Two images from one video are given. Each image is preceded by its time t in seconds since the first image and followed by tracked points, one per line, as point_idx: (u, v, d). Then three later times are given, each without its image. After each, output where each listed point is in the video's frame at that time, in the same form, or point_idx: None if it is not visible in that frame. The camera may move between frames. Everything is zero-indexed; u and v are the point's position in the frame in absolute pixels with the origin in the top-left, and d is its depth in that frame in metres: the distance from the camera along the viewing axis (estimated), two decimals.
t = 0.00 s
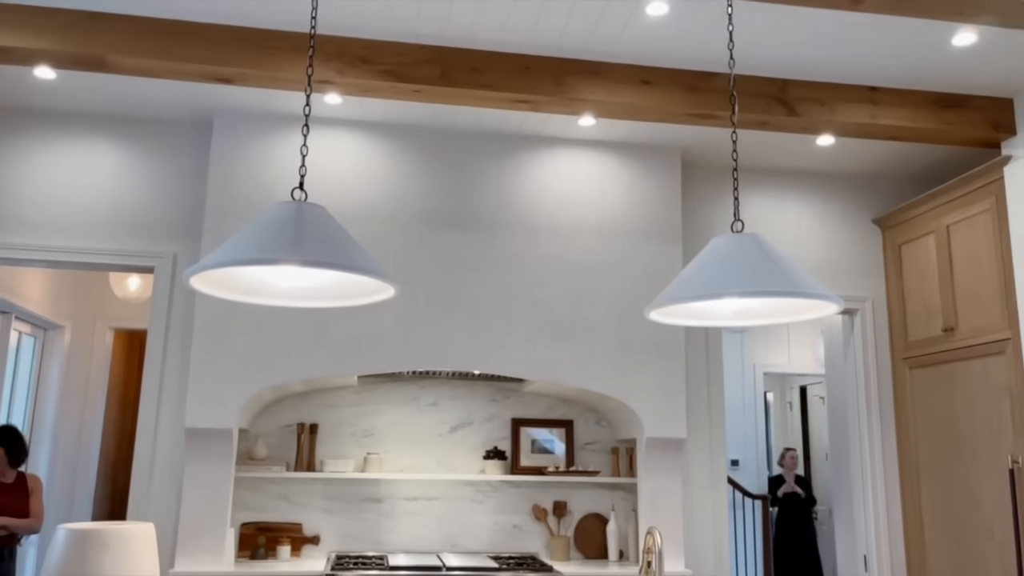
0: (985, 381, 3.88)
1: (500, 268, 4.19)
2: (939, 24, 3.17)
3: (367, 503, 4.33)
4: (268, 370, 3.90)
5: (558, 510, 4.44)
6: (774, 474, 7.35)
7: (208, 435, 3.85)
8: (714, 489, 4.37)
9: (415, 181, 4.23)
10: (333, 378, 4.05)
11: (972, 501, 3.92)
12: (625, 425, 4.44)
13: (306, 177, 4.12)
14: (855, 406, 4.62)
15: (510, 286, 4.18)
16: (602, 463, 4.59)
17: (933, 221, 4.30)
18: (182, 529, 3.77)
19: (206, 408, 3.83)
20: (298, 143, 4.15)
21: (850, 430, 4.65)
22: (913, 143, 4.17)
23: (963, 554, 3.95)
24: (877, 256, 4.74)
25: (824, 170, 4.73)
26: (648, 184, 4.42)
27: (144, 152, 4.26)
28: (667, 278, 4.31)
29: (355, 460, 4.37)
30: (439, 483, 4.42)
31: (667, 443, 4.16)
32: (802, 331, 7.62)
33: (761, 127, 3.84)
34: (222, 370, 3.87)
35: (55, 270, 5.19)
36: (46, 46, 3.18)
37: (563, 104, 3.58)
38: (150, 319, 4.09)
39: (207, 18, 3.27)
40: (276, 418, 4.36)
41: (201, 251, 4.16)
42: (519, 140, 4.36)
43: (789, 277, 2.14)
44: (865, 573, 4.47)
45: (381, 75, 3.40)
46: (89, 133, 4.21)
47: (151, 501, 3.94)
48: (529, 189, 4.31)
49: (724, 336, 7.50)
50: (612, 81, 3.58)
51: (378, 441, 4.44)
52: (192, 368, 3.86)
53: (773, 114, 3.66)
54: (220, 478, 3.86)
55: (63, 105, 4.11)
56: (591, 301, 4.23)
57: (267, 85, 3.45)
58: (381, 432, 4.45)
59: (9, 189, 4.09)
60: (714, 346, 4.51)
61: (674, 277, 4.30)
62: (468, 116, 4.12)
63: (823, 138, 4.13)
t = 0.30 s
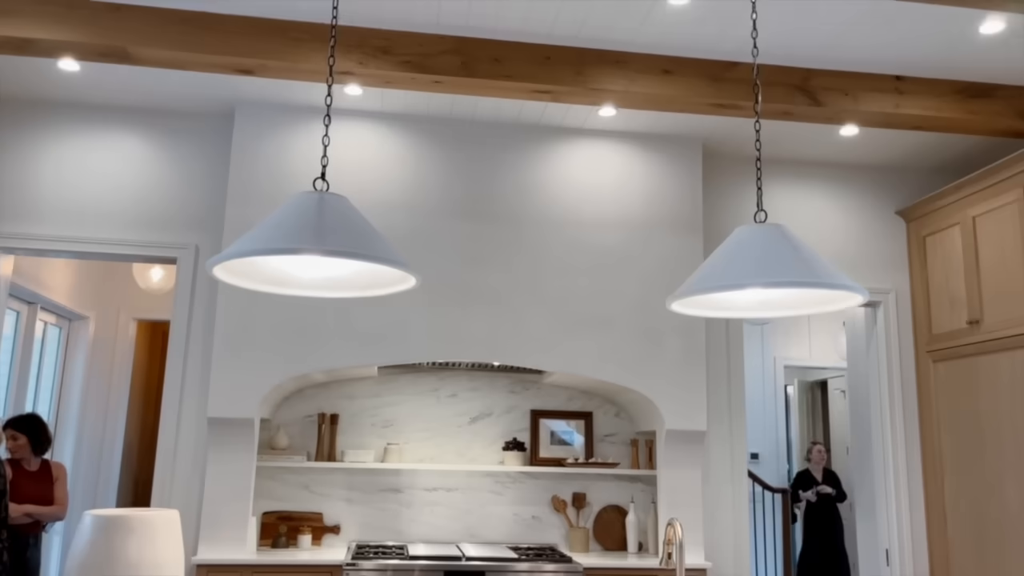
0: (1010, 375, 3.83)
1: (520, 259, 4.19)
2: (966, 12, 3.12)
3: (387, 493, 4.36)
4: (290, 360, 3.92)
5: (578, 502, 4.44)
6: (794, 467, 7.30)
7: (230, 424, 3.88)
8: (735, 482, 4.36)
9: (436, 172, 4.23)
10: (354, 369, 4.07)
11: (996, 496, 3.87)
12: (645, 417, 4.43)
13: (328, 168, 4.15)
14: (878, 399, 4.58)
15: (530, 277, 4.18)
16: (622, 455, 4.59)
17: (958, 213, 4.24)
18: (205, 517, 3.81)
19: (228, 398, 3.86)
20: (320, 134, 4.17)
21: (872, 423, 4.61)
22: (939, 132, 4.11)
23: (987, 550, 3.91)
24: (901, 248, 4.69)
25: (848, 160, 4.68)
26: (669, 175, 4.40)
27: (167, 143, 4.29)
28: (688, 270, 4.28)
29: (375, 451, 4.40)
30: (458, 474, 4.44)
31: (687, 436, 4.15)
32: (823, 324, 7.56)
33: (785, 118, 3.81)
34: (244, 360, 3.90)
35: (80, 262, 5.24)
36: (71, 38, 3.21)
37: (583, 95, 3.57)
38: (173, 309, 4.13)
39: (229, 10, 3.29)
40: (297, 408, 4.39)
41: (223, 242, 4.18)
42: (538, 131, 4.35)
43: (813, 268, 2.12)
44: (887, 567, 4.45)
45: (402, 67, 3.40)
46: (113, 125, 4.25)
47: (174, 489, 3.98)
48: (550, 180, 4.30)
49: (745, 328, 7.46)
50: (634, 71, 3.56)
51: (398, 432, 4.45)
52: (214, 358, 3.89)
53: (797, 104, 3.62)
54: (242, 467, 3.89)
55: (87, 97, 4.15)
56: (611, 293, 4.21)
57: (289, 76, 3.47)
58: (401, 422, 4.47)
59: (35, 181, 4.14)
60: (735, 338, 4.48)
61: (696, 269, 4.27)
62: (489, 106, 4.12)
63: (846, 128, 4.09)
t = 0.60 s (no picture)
0: None
1: (543, 244, 4.18)
2: None
3: (411, 476, 4.38)
4: (313, 344, 3.95)
5: (600, 487, 4.44)
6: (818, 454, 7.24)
7: (256, 407, 3.92)
8: (758, 468, 4.34)
9: (458, 156, 4.22)
10: (377, 353, 4.08)
11: None
12: (668, 403, 4.41)
13: (352, 150, 4.15)
14: (904, 386, 4.53)
15: (552, 262, 4.16)
16: (645, 441, 4.58)
17: (989, 196, 4.17)
18: (231, 498, 3.85)
19: (254, 381, 3.89)
20: (344, 118, 4.18)
21: (899, 409, 4.57)
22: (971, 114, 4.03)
23: (1014, 538, 3.87)
24: (929, 232, 4.63)
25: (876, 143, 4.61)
26: (693, 159, 4.36)
27: (192, 127, 4.31)
28: (712, 255, 4.25)
29: (399, 434, 4.42)
30: (481, 458, 4.45)
31: (710, 421, 4.13)
32: (848, 310, 7.47)
33: (812, 100, 3.75)
34: (269, 344, 3.93)
35: (102, 248, 5.25)
36: (97, 23, 3.23)
37: (607, 77, 3.54)
38: (199, 294, 4.16)
39: None
40: (321, 391, 4.42)
41: (247, 227, 4.21)
42: (561, 115, 4.33)
43: (842, 252, 2.08)
44: (913, 555, 4.42)
45: (425, 50, 3.39)
46: (139, 111, 4.28)
47: (202, 470, 4.04)
48: (573, 164, 4.28)
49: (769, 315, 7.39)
50: (659, 53, 3.52)
51: (421, 415, 4.48)
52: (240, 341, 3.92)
53: (824, 86, 3.57)
54: (268, 450, 3.93)
55: (112, 83, 4.18)
56: (634, 277, 4.19)
57: (313, 60, 3.47)
58: (424, 406, 4.49)
59: (63, 165, 4.18)
60: (760, 323, 4.45)
61: (720, 253, 4.24)
62: (512, 90, 4.10)
63: (874, 110, 4.02)
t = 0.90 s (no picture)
0: None
1: (569, 224, 4.16)
2: None
3: (438, 455, 4.41)
4: (341, 324, 3.97)
5: (626, 467, 4.44)
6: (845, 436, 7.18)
7: (285, 387, 3.96)
8: (786, 449, 4.31)
9: (484, 136, 4.21)
10: (404, 333, 4.10)
11: None
12: (694, 384, 4.39)
13: (380, 130, 4.15)
14: (935, 367, 4.48)
15: (579, 243, 4.15)
16: (671, 422, 4.56)
17: None
18: (261, 476, 3.91)
19: (282, 360, 3.93)
20: (371, 98, 4.18)
21: (929, 391, 4.51)
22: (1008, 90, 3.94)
23: None
24: (963, 212, 4.55)
25: (909, 121, 4.53)
26: (721, 137, 4.31)
27: (219, 108, 4.34)
28: (740, 235, 4.21)
29: (425, 414, 4.45)
30: (507, 438, 4.47)
31: (737, 402, 4.11)
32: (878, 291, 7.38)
33: (844, 77, 3.69)
34: (297, 324, 3.96)
35: (133, 229, 5.32)
36: (126, 4, 3.24)
37: (635, 55, 3.51)
38: (228, 274, 4.20)
39: None
40: (348, 371, 4.46)
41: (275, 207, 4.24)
42: (588, 94, 4.29)
43: (876, 231, 2.05)
44: (942, 537, 4.39)
45: (451, 29, 3.37)
46: (167, 92, 4.31)
47: (232, 447, 4.10)
48: (600, 144, 4.25)
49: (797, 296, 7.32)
50: (688, 30, 3.48)
51: (447, 395, 4.50)
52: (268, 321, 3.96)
53: (857, 62, 3.50)
54: (297, 428, 3.97)
55: (140, 64, 4.21)
56: (661, 258, 4.17)
57: (339, 40, 3.46)
58: (450, 386, 4.51)
59: (93, 146, 4.23)
60: (788, 304, 4.41)
61: (748, 233, 4.20)
62: (538, 68, 4.07)
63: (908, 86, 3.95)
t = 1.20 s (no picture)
0: None
1: (599, 202, 4.13)
2: None
3: (467, 432, 4.44)
4: (371, 302, 4.00)
5: (655, 446, 4.44)
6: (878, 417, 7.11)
7: (316, 365, 4.00)
8: (818, 429, 4.28)
9: (513, 114, 4.19)
10: (433, 311, 4.12)
11: None
12: (725, 362, 4.36)
13: (411, 108, 4.16)
14: (972, 347, 4.40)
15: (608, 221, 4.12)
16: (701, 401, 4.54)
17: None
18: (294, 451, 3.96)
19: (314, 338, 3.97)
20: (401, 76, 4.17)
21: (965, 371, 4.44)
22: None
23: None
24: (1004, 188, 4.44)
25: (948, 95, 4.43)
26: (754, 113, 4.25)
27: (250, 88, 4.36)
28: (772, 212, 4.16)
29: (455, 391, 4.48)
30: (536, 416, 4.49)
31: (769, 381, 4.07)
32: (913, 270, 7.26)
33: (881, 50, 3.61)
34: (328, 302, 3.99)
35: (166, 208, 5.39)
36: None
37: (666, 30, 3.46)
38: (260, 253, 4.24)
39: None
40: (379, 349, 4.49)
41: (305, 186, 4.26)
42: (617, 70, 4.25)
43: (915, 206, 2.01)
44: (977, 519, 4.34)
45: (481, 5, 3.35)
46: (197, 72, 4.34)
47: (265, 424, 4.16)
48: (631, 121, 4.21)
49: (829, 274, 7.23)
50: (721, 4, 3.42)
51: (477, 373, 4.52)
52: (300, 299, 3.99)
53: (895, 35, 3.42)
54: (329, 405, 4.02)
55: (172, 44, 4.24)
56: (692, 236, 4.13)
57: (368, 18, 3.46)
58: (480, 364, 4.53)
59: (126, 126, 4.28)
60: (821, 283, 4.35)
61: (781, 210, 4.14)
62: (568, 44, 4.03)
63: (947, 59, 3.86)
